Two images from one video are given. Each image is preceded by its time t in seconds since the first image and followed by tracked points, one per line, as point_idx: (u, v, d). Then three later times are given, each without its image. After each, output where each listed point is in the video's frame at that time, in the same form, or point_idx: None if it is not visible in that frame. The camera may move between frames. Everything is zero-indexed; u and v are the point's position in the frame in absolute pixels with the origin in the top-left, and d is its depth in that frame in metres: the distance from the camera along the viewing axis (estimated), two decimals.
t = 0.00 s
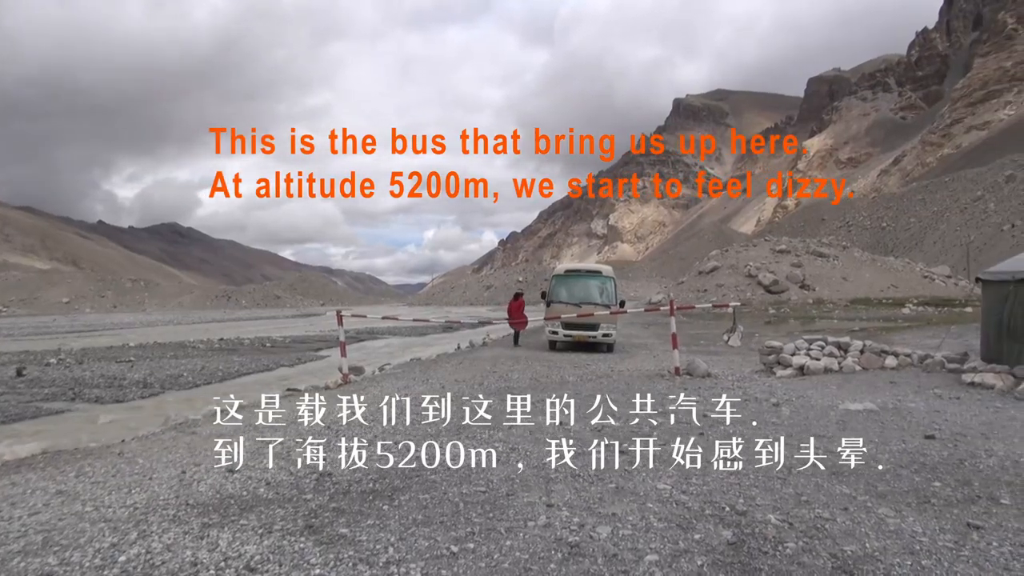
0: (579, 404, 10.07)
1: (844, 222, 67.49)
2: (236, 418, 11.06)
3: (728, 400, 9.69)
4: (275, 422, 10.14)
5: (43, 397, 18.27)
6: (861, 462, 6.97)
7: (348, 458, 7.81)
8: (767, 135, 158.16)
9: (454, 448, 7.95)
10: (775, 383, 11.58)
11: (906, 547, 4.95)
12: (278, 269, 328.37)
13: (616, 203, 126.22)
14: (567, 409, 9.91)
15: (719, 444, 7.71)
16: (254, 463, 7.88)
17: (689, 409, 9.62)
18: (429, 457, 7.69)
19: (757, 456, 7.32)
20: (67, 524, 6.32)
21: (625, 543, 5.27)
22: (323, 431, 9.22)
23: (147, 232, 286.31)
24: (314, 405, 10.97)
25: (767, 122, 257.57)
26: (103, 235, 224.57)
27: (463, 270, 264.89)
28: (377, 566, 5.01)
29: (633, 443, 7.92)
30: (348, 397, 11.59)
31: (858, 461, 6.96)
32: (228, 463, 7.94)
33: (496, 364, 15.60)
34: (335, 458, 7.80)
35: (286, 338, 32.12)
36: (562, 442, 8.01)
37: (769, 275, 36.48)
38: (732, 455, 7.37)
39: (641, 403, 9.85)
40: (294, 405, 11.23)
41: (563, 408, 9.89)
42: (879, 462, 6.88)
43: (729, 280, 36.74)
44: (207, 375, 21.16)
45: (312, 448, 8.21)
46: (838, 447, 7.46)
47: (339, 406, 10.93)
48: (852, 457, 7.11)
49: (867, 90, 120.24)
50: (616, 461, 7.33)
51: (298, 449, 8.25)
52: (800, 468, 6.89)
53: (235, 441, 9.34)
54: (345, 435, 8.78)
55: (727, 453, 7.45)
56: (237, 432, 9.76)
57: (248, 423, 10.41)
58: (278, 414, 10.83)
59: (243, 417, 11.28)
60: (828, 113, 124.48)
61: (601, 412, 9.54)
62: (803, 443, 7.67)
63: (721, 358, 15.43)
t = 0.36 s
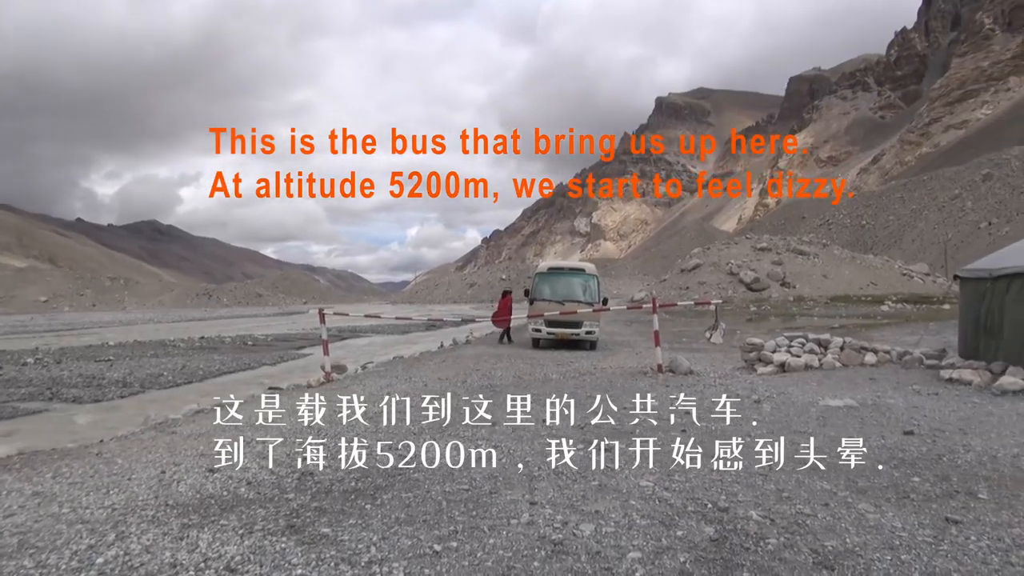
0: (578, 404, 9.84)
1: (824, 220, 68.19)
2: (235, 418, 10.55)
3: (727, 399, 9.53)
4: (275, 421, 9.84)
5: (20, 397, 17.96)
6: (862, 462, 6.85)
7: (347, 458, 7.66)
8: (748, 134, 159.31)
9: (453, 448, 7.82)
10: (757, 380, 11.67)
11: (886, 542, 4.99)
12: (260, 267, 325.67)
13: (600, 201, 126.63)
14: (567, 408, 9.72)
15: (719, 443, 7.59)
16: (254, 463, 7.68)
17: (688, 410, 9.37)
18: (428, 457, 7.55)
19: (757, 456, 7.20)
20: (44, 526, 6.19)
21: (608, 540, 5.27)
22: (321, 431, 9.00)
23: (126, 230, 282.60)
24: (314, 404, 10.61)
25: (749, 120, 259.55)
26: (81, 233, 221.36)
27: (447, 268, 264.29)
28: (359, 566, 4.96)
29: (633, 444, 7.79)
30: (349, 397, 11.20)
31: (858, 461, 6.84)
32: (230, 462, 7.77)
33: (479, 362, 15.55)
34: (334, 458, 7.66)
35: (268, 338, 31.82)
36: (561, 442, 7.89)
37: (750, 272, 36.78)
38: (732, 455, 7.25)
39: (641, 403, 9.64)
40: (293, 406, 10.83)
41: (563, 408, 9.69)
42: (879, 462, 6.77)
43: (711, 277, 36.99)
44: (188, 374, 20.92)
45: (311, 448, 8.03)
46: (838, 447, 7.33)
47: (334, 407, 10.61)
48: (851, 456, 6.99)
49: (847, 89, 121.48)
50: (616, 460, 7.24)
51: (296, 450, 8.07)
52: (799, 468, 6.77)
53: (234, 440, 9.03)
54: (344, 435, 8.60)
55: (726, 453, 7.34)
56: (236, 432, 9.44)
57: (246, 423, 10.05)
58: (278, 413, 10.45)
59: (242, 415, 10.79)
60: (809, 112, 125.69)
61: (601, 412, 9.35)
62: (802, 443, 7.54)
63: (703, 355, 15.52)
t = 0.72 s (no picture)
0: (578, 404, 9.52)
1: (790, 217, 69.38)
2: (236, 417, 9.89)
3: (728, 400, 9.24)
4: (275, 423, 9.37)
5: None
6: (862, 462, 6.69)
7: (347, 458, 7.48)
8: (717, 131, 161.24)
9: (454, 448, 7.65)
10: (726, 375, 11.81)
11: (854, 534, 5.08)
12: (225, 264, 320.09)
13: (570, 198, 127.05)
14: (565, 408, 9.45)
15: (719, 444, 7.38)
16: (254, 464, 7.42)
17: (688, 409, 9.11)
18: (429, 457, 7.39)
19: (757, 456, 7.02)
20: (5, 530, 5.98)
21: (581, 536, 5.27)
22: (320, 431, 8.74)
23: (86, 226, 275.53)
24: (316, 405, 10.12)
25: (716, 118, 262.90)
26: (38, 229, 215.11)
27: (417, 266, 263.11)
28: (332, 565, 4.88)
29: (634, 443, 7.57)
30: (350, 397, 10.69)
31: (859, 461, 6.69)
32: (229, 463, 7.49)
33: (451, 359, 15.45)
34: (334, 458, 7.46)
35: (236, 336, 31.22)
36: (561, 442, 7.69)
37: (719, 269, 37.24)
38: (732, 455, 7.07)
39: (641, 403, 9.32)
40: (291, 406, 10.29)
41: (562, 408, 9.41)
42: (880, 462, 6.62)
43: (680, 274, 37.36)
44: (154, 373, 20.44)
45: (312, 449, 7.80)
46: (838, 447, 7.15)
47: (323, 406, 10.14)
48: (852, 456, 6.84)
49: (813, 88, 123.55)
50: (618, 460, 7.10)
51: (297, 450, 7.81)
52: (801, 468, 6.62)
53: (234, 438, 8.57)
54: (345, 435, 8.37)
55: (727, 453, 7.16)
56: (235, 432, 8.98)
57: (247, 423, 9.51)
58: (278, 414, 9.90)
59: (243, 416, 10.12)
60: (776, 110, 127.59)
61: (600, 412, 9.05)
62: (802, 443, 7.37)
63: (674, 351, 15.65)
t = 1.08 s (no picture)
0: (578, 404, 9.16)
1: (740, 214, 70.93)
2: (235, 417, 9.21)
3: (728, 399, 8.94)
4: (275, 422, 8.84)
5: None
6: (863, 463, 6.51)
7: (346, 458, 7.19)
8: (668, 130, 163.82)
9: (454, 448, 7.43)
10: (679, 370, 12.00)
11: (803, 525, 5.20)
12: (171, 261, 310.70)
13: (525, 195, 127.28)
14: (566, 408, 9.09)
15: (719, 444, 7.17)
16: (222, 465, 7.15)
17: (688, 410, 8.82)
18: (430, 457, 7.16)
19: (758, 456, 6.82)
20: None
21: (538, 532, 5.26)
22: (321, 431, 8.36)
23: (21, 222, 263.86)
24: (316, 405, 9.57)
25: (667, 117, 267.23)
26: None
27: (370, 263, 260.24)
28: (286, 568, 4.76)
29: (634, 443, 7.38)
30: (350, 395, 10.23)
31: (861, 461, 6.51)
32: (228, 463, 7.10)
33: (406, 357, 15.32)
34: (334, 458, 7.16)
35: (184, 334, 30.31)
36: (560, 441, 7.48)
37: (671, 265, 37.85)
38: (732, 455, 6.87)
39: (641, 402, 9.04)
40: (290, 406, 9.72)
41: (563, 408, 9.04)
42: (881, 462, 6.45)
43: (634, 270, 37.82)
44: (98, 374, 19.63)
45: (311, 448, 7.46)
46: (838, 447, 6.94)
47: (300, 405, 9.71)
48: (853, 456, 6.63)
49: (762, 89, 126.66)
50: (618, 460, 6.90)
51: (297, 450, 7.47)
52: (802, 469, 6.44)
53: (234, 437, 8.10)
54: (344, 435, 8.07)
55: (727, 453, 6.95)
56: (234, 431, 8.48)
57: (246, 423, 8.92)
58: (278, 412, 9.34)
59: (243, 416, 9.46)
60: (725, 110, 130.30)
61: (601, 412, 8.72)
62: (802, 442, 7.17)
63: (627, 347, 15.82)
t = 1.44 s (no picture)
0: (577, 404, 8.97)
1: (686, 214, 72.47)
2: (236, 417, 8.80)
3: (727, 399, 8.78)
4: (276, 423, 8.54)
5: None
6: (862, 462, 6.44)
7: (347, 458, 7.04)
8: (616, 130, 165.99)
9: (454, 447, 7.29)
10: (627, 368, 12.17)
11: (749, 517, 5.34)
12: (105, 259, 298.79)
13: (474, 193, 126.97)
14: (565, 407, 8.89)
15: (719, 443, 7.04)
16: (165, 467, 6.87)
17: (688, 409, 8.64)
18: (429, 456, 7.03)
19: (757, 456, 6.71)
20: None
21: (490, 530, 5.24)
22: (323, 430, 8.13)
23: None
24: (316, 405, 9.25)
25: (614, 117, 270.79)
26: None
27: (317, 262, 255.89)
28: (233, 572, 4.61)
29: (633, 444, 7.25)
30: (349, 396, 9.92)
31: (861, 461, 6.42)
32: (229, 463, 6.84)
33: (355, 356, 15.09)
34: (333, 458, 6.99)
35: (124, 334, 29.17)
36: (560, 442, 7.36)
37: (619, 264, 38.37)
38: (732, 455, 6.76)
39: (640, 402, 8.89)
40: (290, 406, 9.37)
41: (562, 407, 8.84)
42: (880, 462, 6.38)
43: (583, 269, 38.13)
44: (31, 376, 18.68)
45: (311, 449, 7.24)
46: (836, 447, 6.85)
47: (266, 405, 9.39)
48: (852, 456, 6.56)
49: (706, 91, 129.45)
50: (617, 459, 6.80)
51: (295, 450, 7.23)
52: (801, 468, 6.36)
53: (234, 437, 7.80)
54: (342, 435, 7.85)
55: (727, 453, 6.83)
56: (234, 431, 8.17)
57: (247, 423, 8.56)
58: (278, 413, 9.00)
59: (244, 415, 9.05)
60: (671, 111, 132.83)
61: (600, 412, 8.57)
62: (801, 442, 7.06)
63: (576, 345, 15.97)
